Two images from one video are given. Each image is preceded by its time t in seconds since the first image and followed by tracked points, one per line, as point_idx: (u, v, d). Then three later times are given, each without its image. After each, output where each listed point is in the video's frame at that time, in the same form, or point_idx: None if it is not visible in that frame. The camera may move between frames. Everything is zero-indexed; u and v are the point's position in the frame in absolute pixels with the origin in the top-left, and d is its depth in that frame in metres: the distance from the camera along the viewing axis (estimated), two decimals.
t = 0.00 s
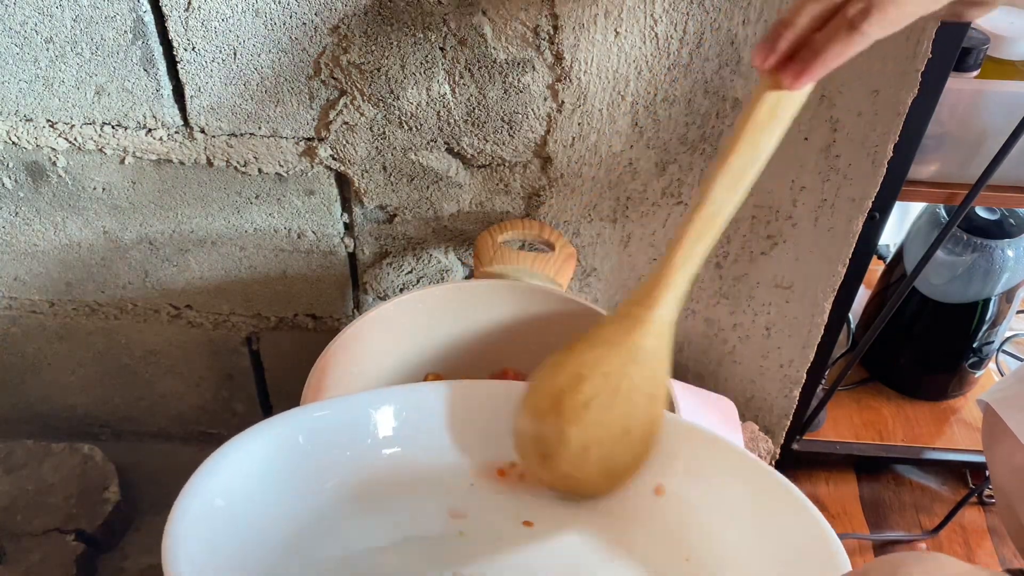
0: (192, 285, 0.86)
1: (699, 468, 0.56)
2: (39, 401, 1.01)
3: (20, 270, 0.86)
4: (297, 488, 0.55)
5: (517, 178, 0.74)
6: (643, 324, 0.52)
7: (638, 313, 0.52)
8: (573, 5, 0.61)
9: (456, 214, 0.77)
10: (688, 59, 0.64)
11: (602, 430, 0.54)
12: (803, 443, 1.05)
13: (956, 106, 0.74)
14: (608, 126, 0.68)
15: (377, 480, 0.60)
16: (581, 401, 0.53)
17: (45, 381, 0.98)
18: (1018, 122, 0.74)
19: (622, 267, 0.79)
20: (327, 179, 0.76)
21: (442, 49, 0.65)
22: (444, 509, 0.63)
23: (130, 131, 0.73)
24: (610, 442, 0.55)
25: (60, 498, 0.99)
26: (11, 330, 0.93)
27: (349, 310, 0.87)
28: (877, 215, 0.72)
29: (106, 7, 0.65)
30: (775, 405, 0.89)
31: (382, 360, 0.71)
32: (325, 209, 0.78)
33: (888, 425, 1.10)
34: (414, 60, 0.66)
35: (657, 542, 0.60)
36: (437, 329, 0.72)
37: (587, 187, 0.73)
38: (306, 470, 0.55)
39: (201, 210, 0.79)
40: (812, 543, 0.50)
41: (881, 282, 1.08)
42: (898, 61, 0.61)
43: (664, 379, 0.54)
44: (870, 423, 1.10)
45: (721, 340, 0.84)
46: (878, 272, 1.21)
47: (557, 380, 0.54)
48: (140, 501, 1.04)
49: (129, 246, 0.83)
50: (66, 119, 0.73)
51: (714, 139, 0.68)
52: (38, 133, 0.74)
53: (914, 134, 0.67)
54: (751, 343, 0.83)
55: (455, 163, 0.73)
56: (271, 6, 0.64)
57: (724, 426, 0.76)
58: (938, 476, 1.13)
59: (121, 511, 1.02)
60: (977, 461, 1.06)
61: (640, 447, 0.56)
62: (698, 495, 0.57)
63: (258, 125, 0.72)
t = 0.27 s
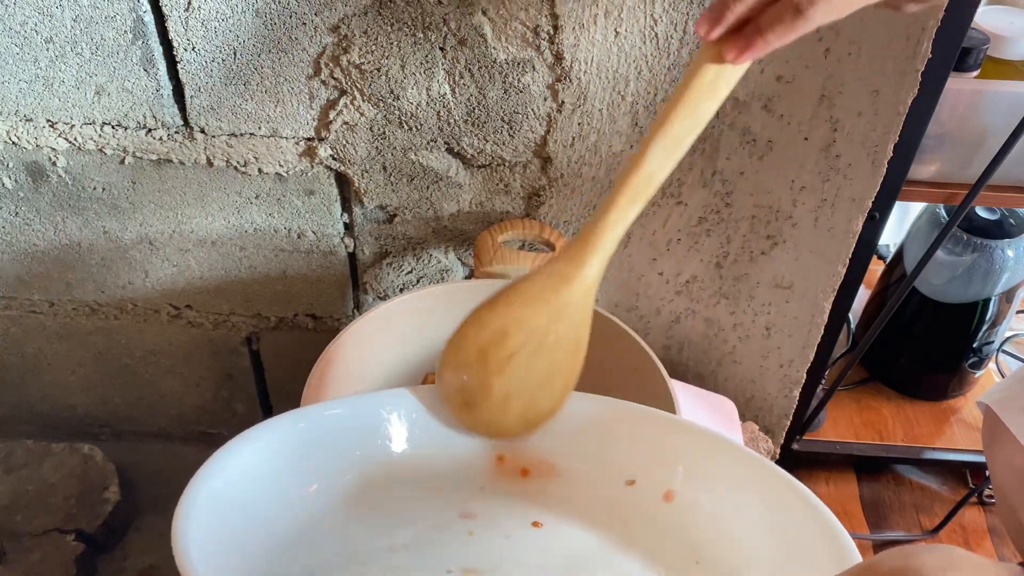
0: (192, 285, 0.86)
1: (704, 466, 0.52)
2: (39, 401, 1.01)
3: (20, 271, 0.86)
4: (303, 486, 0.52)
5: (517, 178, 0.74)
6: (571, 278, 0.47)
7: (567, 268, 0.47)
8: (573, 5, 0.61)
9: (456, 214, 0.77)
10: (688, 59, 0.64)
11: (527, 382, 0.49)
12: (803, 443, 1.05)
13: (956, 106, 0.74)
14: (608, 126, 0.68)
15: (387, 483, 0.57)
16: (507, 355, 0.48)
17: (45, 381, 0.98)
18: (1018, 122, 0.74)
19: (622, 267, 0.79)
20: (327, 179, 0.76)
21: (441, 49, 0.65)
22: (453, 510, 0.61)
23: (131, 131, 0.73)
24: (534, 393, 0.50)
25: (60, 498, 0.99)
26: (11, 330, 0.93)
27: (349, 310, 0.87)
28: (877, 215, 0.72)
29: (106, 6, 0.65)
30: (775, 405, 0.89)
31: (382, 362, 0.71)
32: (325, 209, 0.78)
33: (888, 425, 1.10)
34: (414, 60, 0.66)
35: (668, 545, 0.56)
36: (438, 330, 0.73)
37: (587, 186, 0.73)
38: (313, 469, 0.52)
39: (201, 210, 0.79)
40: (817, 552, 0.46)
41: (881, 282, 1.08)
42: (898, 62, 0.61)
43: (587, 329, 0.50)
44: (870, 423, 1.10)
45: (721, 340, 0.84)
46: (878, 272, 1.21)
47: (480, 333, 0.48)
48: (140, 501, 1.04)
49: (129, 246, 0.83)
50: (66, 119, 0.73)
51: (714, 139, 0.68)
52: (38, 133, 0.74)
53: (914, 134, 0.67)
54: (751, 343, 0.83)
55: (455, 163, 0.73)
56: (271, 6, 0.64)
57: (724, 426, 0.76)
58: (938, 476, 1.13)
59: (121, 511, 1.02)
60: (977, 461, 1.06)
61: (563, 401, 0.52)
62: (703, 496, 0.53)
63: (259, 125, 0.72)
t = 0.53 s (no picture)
0: (192, 285, 0.86)
1: (716, 491, 0.51)
2: (39, 401, 1.01)
3: (20, 270, 0.86)
4: (306, 526, 0.50)
5: (517, 178, 0.74)
6: (568, 216, 0.50)
7: (567, 206, 0.50)
8: (573, 5, 0.61)
9: (456, 214, 0.77)
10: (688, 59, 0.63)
11: (522, 307, 0.52)
12: (803, 443, 1.05)
13: (957, 106, 0.74)
14: (608, 126, 0.68)
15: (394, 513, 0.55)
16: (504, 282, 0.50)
17: (45, 381, 0.98)
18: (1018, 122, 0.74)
19: (622, 267, 0.79)
20: (327, 179, 0.76)
21: (441, 49, 0.65)
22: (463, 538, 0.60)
23: (131, 131, 0.73)
24: (525, 321, 0.53)
25: (60, 498, 0.99)
26: (11, 330, 0.93)
27: (349, 310, 0.87)
28: (877, 215, 0.72)
29: (106, 6, 0.65)
30: (775, 405, 0.89)
31: (383, 363, 0.71)
32: (325, 209, 0.78)
33: (889, 425, 1.10)
34: (414, 60, 0.66)
35: (679, 554, 0.56)
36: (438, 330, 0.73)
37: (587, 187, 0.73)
38: (311, 513, 0.50)
39: (201, 211, 0.79)
40: (846, 575, 0.44)
41: (881, 282, 1.08)
42: (899, 62, 0.61)
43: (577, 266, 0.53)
44: (870, 423, 1.10)
45: (721, 340, 0.84)
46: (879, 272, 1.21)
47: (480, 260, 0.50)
48: (140, 501, 1.04)
49: (129, 247, 0.83)
50: (66, 119, 0.73)
51: (714, 139, 0.68)
52: (38, 133, 0.74)
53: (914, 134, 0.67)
54: (752, 343, 0.83)
55: (455, 163, 0.73)
56: (271, 6, 0.64)
57: (724, 426, 0.76)
58: (938, 475, 1.13)
59: (121, 511, 1.02)
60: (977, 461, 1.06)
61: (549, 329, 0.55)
62: (712, 504, 0.51)
63: (259, 125, 0.72)
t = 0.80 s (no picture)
0: (192, 285, 0.86)
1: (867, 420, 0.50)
2: (39, 401, 1.01)
3: (19, 271, 0.86)
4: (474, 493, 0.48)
5: (517, 178, 0.74)
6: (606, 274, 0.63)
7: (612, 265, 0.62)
8: (573, 5, 0.61)
9: (456, 214, 0.77)
10: (688, 59, 0.63)
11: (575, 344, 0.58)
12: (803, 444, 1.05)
13: (956, 106, 0.74)
14: (608, 126, 0.68)
15: (614, 446, 0.56)
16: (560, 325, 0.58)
17: (45, 381, 0.98)
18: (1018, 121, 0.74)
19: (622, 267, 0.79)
20: (327, 179, 0.76)
21: (442, 49, 0.65)
22: (709, 496, 0.57)
23: (130, 131, 0.73)
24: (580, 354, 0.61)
25: (60, 498, 0.99)
26: (11, 330, 0.93)
27: (349, 310, 0.87)
28: (876, 215, 0.72)
29: (105, 7, 0.65)
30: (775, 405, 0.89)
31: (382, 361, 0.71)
32: (325, 209, 0.78)
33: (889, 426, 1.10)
34: (414, 60, 0.66)
35: (842, 504, 0.54)
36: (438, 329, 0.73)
37: (587, 187, 0.73)
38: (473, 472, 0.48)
39: (201, 211, 0.79)
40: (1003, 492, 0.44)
41: (881, 283, 1.08)
42: (898, 62, 0.61)
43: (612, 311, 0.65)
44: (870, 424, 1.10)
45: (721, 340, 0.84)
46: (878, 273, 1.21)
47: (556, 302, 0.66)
48: (140, 501, 1.04)
49: (130, 247, 0.83)
50: (66, 119, 0.73)
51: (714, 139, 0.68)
52: (38, 133, 0.74)
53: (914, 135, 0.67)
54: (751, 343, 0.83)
55: (456, 163, 0.73)
56: (271, 6, 0.64)
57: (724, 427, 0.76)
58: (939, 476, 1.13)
59: (121, 511, 1.02)
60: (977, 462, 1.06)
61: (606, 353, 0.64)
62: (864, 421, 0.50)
63: (259, 125, 0.72)
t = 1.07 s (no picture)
0: (192, 285, 0.86)
1: None
2: (39, 401, 1.01)
3: (19, 271, 0.86)
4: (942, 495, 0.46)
5: (517, 179, 0.74)
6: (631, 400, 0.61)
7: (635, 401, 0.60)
8: (573, 4, 0.61)
9: (456, 214, 0.77)
10: (688, 59, 0.63)
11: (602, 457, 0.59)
12: (802, 443, 1.05)
13: (957, 106, 0.73)
14: (608, 126, 0.68)
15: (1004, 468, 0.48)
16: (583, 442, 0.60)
17: (44, 381, 0.98)
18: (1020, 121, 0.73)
19: (622, 267, 0.79)
20: (327, 179, 0.76)
21: (441, 49, 0.65)
22: None
23: (130, 131, 0.73)
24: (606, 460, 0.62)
25: (60, 498, 0.99)
26: (11, 330, 0.93)
27: (348, 310, 0.87)
28: (877, 215, 0.72)
29: (106, 7, 0.65)
30: (774, 405, 0.89)
31: (383, 361, 0.71)
32: (325, 209, 0.78)
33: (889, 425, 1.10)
34: (414, 60, 0.66)
35: None
36: (438, 328, 0.72)
37: (587, 187, 0.73)
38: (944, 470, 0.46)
39: (201, 211, 0.79)
40: None
41: (881, 283, 1.08)
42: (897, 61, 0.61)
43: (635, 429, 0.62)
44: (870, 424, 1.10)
45: (721, 340, 0.84)
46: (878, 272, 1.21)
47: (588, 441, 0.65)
48: (141, 501, 1.04)
49: (130, 247, 0.83)
50: (66, 119, 0.73)
51: (714, 139, 0.68)
52: (38, 134, 0.74)
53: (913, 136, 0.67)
54: (751, 343, 0.83)
55: (455, 163, 0.73)
56: (271, 6, 0.64)
57: (725, 428, 0.76)
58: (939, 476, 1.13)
59: (121, 511, 1.02)
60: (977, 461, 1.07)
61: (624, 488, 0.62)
62: None
63: (259, 125, 0.72)
